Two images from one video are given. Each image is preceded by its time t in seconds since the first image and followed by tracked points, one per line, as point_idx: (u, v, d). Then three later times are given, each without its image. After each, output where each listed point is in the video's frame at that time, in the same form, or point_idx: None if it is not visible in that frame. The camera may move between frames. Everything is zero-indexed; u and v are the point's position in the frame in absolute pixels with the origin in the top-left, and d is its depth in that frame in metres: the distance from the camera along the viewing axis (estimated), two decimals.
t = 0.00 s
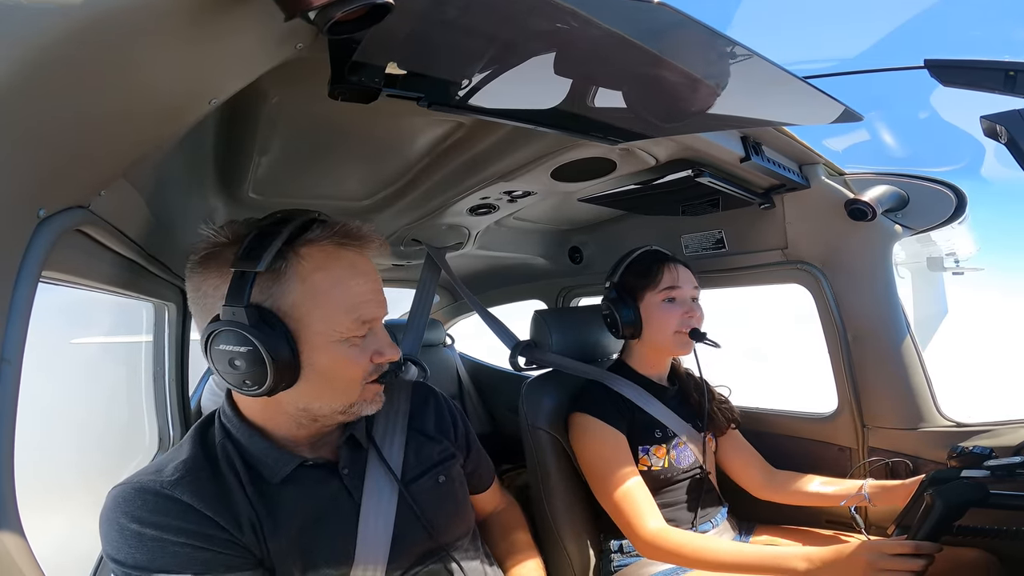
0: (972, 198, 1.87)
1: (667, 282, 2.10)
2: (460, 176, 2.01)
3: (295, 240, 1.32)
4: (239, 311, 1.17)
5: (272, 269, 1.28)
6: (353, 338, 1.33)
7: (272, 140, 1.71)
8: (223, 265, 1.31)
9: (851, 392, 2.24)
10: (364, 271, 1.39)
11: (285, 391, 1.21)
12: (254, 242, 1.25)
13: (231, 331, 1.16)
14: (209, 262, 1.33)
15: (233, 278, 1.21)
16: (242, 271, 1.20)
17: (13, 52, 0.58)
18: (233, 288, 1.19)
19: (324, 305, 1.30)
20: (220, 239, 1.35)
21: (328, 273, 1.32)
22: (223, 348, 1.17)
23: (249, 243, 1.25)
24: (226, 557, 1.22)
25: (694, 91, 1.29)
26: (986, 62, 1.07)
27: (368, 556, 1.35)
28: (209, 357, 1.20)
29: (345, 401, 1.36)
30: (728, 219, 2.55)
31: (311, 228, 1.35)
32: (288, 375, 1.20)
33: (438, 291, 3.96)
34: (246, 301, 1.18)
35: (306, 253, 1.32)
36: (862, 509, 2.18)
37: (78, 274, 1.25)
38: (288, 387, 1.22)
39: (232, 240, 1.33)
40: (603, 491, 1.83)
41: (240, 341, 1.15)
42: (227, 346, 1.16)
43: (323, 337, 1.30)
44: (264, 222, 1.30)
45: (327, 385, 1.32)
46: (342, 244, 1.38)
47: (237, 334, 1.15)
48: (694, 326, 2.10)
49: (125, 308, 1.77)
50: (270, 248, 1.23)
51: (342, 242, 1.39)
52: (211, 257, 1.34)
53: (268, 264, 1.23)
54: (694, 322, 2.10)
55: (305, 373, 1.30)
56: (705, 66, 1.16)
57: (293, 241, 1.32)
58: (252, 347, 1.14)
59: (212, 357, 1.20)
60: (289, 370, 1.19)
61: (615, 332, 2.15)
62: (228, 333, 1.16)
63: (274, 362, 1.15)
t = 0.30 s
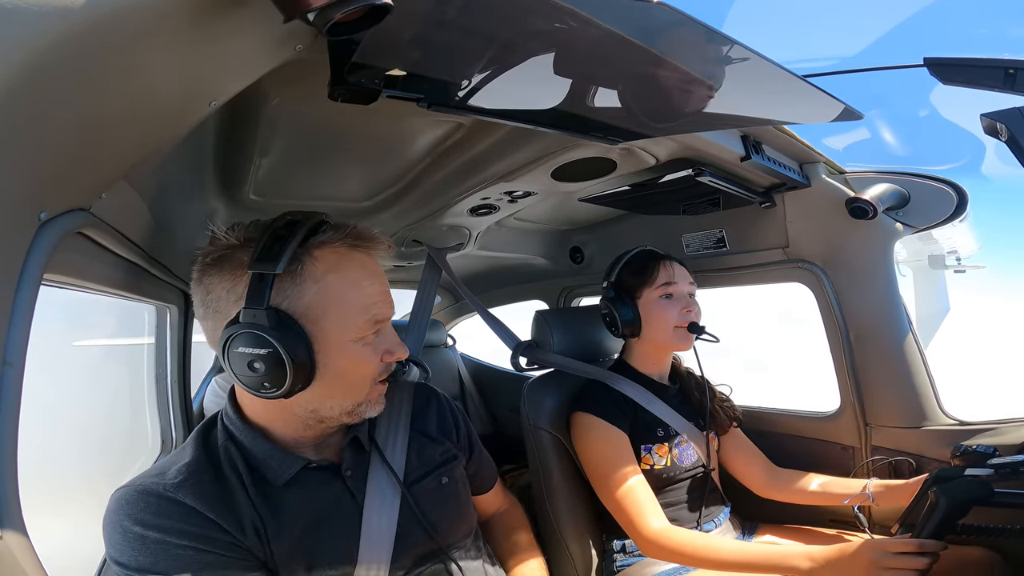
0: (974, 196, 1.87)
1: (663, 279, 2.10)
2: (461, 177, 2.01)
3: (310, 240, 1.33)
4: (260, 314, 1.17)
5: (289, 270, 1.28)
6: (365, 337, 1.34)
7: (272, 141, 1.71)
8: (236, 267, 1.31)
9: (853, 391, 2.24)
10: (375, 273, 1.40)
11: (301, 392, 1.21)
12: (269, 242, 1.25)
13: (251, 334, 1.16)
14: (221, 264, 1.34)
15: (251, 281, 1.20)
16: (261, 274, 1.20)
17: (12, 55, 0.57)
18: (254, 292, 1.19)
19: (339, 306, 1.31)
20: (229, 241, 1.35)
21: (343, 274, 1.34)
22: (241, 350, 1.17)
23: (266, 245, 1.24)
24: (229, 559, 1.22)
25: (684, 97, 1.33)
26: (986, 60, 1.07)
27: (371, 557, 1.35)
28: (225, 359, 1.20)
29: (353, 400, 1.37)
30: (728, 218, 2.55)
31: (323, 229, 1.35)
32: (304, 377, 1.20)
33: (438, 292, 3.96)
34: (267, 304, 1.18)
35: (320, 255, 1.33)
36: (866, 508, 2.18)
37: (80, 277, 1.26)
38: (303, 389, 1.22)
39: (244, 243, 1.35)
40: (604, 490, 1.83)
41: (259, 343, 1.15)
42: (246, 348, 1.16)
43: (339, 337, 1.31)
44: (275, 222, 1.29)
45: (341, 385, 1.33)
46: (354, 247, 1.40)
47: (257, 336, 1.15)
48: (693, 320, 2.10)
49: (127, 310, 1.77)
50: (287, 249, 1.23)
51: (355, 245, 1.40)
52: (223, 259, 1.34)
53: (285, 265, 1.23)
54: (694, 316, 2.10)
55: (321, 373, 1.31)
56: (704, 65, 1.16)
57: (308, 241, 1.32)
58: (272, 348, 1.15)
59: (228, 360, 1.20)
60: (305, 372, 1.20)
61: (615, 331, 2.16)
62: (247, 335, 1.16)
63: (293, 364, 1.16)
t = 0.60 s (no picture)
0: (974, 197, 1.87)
1: (672, 281, 2.10)
2: (461, 177, 2.01)
3: (316, 239, 1.34)
4: (266, 308, 1.17)
5: (295, 266, 1.29)
6: (368, 333, 1.34)
7: (273, 141, 1.71)
8: (244, 262, 1.31)
9: (854, 392, 2.24)
10: (379, 271, 1.41)
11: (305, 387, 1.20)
12: (277, 240, 1.26)
13: (257, 327, 1.16)
14: (230, 259, 1.34)
15: (260, 274, 1.21)
16: (269, 268, 1.21)
17: (13, 55, 0.57)
18: (262, 285, 1.20)
19: (343, 303, 1.32)
20: (239, 237, 1.36)
21: (347, 271, 1.34)
22: (246, 343, 1.17)
23: (273, 242, 1.25)
24: (230, 559, 1.22)
25: (694, 94, 1.32)
26: (986, 61, 1.07)
27: (371, 558, 1.35)
28: (232, 353, 1.20)
29: (356, 397, 1.37)
30: (729, 218, 2.55)
31: (329, 231, 1.37)
32: (307, 373, 1.20)
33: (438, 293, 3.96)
34: (274, 299, 1.19)
35: (325, 253, 1.33)
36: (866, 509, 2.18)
37: (80, 277, 1.25)
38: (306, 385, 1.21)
39: (253, 239, 1.35)
40: (604, 490, 1.83)
41: (265, 336, 1.15)
42: (251, 341, 1.16)
43: (342, 334, 1.31)
44: (284, 221, 1.30)
45: (344, 380, 1.33)
46: (359, 247, 1.40)
47: (264, 329, 1.15)
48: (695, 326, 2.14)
49: (127, 310, 1.77)
50: (296, 245, 1.25)
51: (360, 244, 1.41)
52: (233, 254, 1.34)
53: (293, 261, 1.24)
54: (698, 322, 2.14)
55: (324, 369, 1.31)
56: (705, 65, 1.16)
57: (315, 241, 1.33)
58: (278, 341, 1.15)
59: (233, 354, 1.19)
60: (308, 368, 1.20)
61: (618, 330, 2.13)
62: (253, 328, 1.16)
63: (297, 358, 1.16)
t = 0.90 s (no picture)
0: (976, 198, 1.86)
1: (680, 283, 2.10)
2: (462, 179, 2.01)
3: (311, 239, 1.34)
4: (260, 308, 1.17)
5: (290, 266, 1.29)
6: (365, 332, 1.34)
7: (274, 143, 1.71)
8: (239, 264, 1.31)
9: (855, 393, 2.23)
10: (373, 270, 1.41)
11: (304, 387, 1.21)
12: (271, 241, 1.26)
13: (253, 328, 1.16)
14: (225, 262, 1.34)
15: (255, 275, 1.21)
16: (264, 268, 1.21)
17: (15, 56, 0.57)
18: (257, 285, 1.20)
19: (339, 303, 1.32)
20: (234, 240, 1.36)
21: (343, 272, 1.34)
22: (243, 344, 1.17)
23: (267, 242, 1.25)
24: (229, 561, 1.22)
25: (704, 97, 1.33)
26: (987, 61, 1.07)
27: (372, 558, 1.35)
28: (229, 354, 1.20)
29: (357, 393, 1.37)
30: (729, 220, 2.55)
31: (323, 230, 1.37)
32: (305, 373, 1.20)
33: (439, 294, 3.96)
34: (268, 299, 1.18)
35: (320, 252, 1.33)
36: (867, 510, 2.18)
37: (81, 279, 1.25)
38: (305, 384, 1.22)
39: (247, 241, 1.35)
40: (604, 490, 1.83)
41: (261, 336, 1.15)
42: (248, 342, 1.16)
43: (340, 333, 1.31)
44: (277, 222, 1.30)
45: (343, 380, 1.34)
46: (354, 246, 1.40)
47: (260, 330, 1.15)
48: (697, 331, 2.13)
49: (128, 311, 1.77)
50: (290, 246, 1.25)
51: (354, 243, 1.41)
52: (228, 256, 1.34)
53: (288, 262, 1.24)
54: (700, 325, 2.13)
55: (323, 369, 1.31)
56: (705, 66, 1.16)
57: (309, 241, 1.33)
58: (274, 342, 1.15)
59: (231, 356, 1.19)
60: (307, 368, 1.20)
61: (624, 330, 2.12)
62: (248, 330, 1.16)
63: (293, 358, 1.16)
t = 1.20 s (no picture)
0: (977, 199, 1.86)
1: (690, 283, 2.11)
2: (462, 179, 2.01)
3: (297, 237, 1.34)
4: (247, 307, 1.17)
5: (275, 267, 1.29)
6: (357, 329, 1.35)
7: (275, 142, 1.71)
8: (226, 266, 1.31)
9: (854, 393, 2.23)
10: (362, 265, 1.41)
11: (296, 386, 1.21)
12: (256, 241, 1.25)
13: (240, 327, 1.16)
14: (213, 264, 1.34)
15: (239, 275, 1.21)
16: (249, 267, 1.21)
17: (17, 55, 0.57)
18: (242, 284, 1.20)
19: (327, 301, 1.31)
20: (220, 242, 1.36)
21: (329, 267, 1.34)
22: (232, 344, 1.17)
23: (251, 242, 1.25)
24: (227, 560, 1.21)
25: (711, 102, 1.35)
26: (989, 62, 1.07)
27: (371, 557, 1.35)
28: (219, 356, 1.20)
29: (354, 389, 1.37)
30: (729, 220, 2.55)
31: (309, 227, 1.36)
32: (298, 372, 1.20)
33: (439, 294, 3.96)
34: (254, 298, 1.19)
35: (306, 250, 1.33)
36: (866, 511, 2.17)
37: (81, 278, 1.25)
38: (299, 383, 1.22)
39: (234, 242, 1.35)
40: (604, 489, 1.83)
41: (250, 336, 1.15)
42: (237, 343, 1.16)
43: (330, 329, 1.31)
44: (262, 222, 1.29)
45: (338, 378, 1.34)
46: (340, 241, 1.40)
47: (246, 329, 1.15)
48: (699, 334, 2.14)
49: (128, 309, 1.77)
50: (274, 243, 1.24)
51: (341, 238, 1.41)
52: (215, 258, 1.34)
53: (273, 259, 1.24)
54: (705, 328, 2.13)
55: (316, 368, 1.31)
56: (707, 67, 1.16)
57: (294, 239, 1.33)
58: (263, 341, 1.15)
59: (222, 355, 1.20)
60: (300, 367, 1.20)
61: (633, 326, 2.11)
62: (237, 330, 1.16)
63: (284, 357, 1.16)
